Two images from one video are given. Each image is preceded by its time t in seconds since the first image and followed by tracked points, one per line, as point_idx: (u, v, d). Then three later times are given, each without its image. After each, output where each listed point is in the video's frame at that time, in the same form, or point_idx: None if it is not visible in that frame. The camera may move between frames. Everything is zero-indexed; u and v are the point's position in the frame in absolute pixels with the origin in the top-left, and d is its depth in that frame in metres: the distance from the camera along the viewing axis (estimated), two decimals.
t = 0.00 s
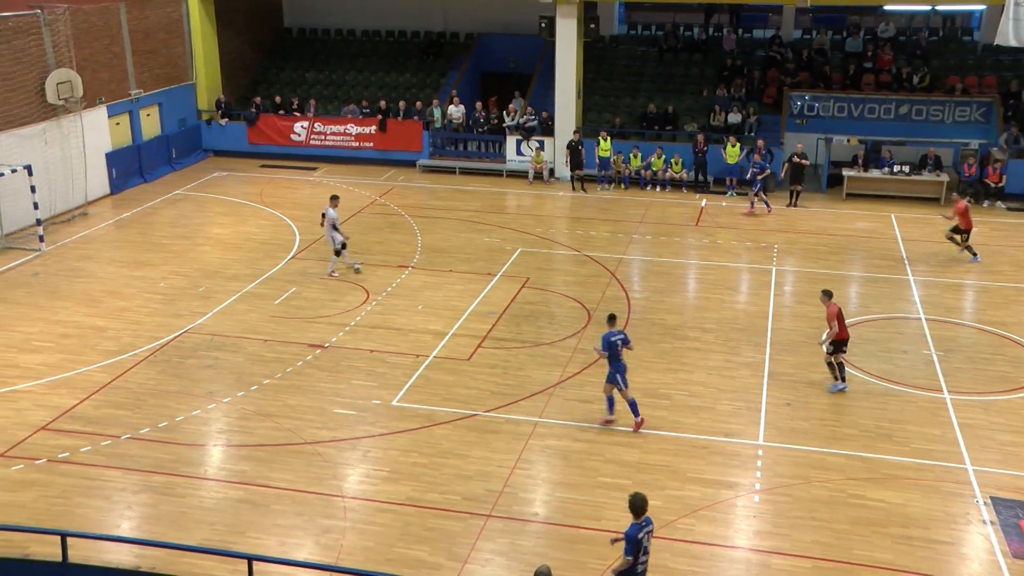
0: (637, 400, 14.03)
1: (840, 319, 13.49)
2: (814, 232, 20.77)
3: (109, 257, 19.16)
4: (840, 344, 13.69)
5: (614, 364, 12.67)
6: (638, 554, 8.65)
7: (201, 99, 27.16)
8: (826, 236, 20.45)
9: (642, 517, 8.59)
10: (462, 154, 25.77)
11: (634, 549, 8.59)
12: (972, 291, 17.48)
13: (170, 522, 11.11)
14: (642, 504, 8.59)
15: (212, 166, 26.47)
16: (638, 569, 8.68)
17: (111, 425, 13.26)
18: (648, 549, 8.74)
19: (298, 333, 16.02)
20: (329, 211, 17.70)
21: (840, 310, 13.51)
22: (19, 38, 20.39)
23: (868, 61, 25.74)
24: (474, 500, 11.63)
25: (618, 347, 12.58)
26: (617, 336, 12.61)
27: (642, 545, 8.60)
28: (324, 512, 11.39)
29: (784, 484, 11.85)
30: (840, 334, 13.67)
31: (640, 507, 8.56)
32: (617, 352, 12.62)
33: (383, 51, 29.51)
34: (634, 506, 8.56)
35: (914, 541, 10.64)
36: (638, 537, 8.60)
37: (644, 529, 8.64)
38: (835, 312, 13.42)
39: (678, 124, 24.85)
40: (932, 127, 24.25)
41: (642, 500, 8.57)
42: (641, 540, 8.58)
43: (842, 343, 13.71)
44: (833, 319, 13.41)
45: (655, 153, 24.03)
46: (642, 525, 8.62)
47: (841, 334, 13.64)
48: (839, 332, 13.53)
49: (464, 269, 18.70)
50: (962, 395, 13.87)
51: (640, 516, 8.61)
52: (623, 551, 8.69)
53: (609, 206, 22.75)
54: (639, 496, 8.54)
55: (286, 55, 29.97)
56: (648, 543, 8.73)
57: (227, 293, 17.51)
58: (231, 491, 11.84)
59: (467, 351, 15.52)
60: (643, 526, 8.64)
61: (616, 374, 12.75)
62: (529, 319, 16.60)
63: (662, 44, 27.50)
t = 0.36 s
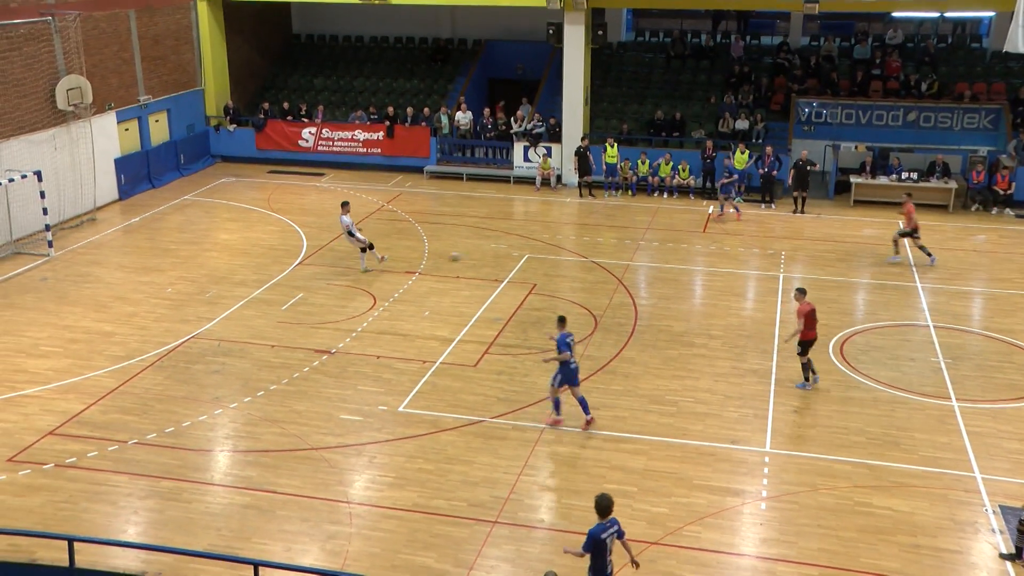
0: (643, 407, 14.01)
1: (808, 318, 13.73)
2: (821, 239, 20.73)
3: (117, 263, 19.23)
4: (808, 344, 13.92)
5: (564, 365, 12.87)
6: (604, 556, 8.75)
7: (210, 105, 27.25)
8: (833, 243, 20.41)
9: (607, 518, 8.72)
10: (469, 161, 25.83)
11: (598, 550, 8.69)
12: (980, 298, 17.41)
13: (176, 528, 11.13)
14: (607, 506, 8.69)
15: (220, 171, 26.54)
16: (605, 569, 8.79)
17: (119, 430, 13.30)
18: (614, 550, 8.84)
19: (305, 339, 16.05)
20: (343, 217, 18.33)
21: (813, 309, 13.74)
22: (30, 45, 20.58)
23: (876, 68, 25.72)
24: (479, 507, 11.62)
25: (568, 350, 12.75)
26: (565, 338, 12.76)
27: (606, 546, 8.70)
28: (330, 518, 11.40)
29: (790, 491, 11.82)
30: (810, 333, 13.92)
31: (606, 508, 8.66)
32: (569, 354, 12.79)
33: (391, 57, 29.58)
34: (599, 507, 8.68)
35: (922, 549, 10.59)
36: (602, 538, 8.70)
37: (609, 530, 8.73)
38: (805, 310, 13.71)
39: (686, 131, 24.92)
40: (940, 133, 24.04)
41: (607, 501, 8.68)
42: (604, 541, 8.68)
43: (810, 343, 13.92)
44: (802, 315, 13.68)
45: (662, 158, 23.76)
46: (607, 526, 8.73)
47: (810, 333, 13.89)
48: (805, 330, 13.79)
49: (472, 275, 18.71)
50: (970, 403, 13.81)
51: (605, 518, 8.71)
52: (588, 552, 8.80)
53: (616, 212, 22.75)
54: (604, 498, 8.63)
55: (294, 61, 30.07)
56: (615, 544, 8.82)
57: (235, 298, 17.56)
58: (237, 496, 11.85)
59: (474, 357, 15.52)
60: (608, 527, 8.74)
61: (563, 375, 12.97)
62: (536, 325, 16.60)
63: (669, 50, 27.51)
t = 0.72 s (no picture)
0: (643, 413, 13.99)
1: (773, 317, 14.16)
2: (821, 244, 20.73)
3: (117, 268, 19.23)
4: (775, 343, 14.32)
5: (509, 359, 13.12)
6: (565, 551, 8.72)
7: (210, 110, 27.27)
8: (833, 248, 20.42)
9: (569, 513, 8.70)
10: (469, 166, 25.92)
11: (560, 546, 8.65)
12: (980, 303, 17.42)
13: (176, 533, 11.12)
14: (570, 501, 8.68)
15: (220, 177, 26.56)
16: (566, 564, 8.77)
17: (118, 435, 13.28)
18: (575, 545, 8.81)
19: (305, 344, 16.04)
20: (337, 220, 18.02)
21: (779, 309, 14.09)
22: (31, 51, 20.59)
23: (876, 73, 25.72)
24: (479, 512, 11.61)
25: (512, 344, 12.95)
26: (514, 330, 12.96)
27: (568, 541, 8.67)
28: (330, 523, 11.38)
29: (791, 497, 11.80)
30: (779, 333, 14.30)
31: (568, 503, 8.64)
32: (511, 348, 12.99)
33: (392, 62, 29.60)
34: (561, 502, 8.66)
35: (923, 556, 10.57)
36: (563, 533, 8.65)
37: (570, 526, 8.70)
38: (770, 308, 14.10)
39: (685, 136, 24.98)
40: (939, 139, 24.29)
41: (570, 497, 8.66)
42: (566, 536, 8.64)
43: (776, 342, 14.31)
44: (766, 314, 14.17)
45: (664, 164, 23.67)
46: (568, 521, 8.69)
47: (778, 333, 14.29)
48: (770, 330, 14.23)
49: (472, 280, 18.72)
50: (971, 408, 13.79)
51: (567, 513, 8.67)
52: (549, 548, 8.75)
53: (616, 217, 22.77)
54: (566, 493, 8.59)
55: (294, 66, 30.07)
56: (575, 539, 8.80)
57: (235, 304, 17.54)
58: (237, 502, 11.84)
59: (474, 363, 15.51)
60: (570, 522, 8.70)
61: (508, 368, 13.23)
62: (536, 330, 16.60)
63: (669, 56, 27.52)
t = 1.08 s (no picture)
0: (643, 416, 13.99)
1: (734, 314, 14.31)
2: (821, 247, 20.75)
3: (118, 271, 19.23)
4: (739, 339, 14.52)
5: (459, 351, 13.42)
6: (524, 550, 8.72)
7: (210, 113, 27.27)
8: (833, 251, 20.42)
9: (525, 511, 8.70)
10: (469, 169, 25.86)
11: (519, 545, 8.65)
12: (980, 306, 17.42)
13: (175, 536, 11.10)
14: (525, 499, 8.71)
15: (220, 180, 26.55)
16: (525, 563, 8.78)
17: (118, 438, 13.28)
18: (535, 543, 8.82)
19: (305, 347, 16.04)
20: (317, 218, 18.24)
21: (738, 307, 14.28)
22: (31, 54, 20.60)
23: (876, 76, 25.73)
24: (479, 515, 11.60)
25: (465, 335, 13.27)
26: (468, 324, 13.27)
27: (526, 539, 8.68)
28: (330, 526, 11.37)
29: (791, 500, 11.80)
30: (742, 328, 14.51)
31: (524, 501, 8.67)
32: (464, 340, 13.33)
33: (392, 65, 29.61)
34: (516, 502, 8.65)
35: (923, 558, 10.56)
36: (521, 533, 8.66)
37: (528, 524, 8.71)
38: (731, 307, 14.27)
39: (685, 139, 24.97)
40: (938, 142, 24.26)
41: (525, 497, 8.69)
42: (523, 535, 8.65)
43: (740, 338, 14.50)
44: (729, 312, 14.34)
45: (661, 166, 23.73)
46: (524, 520, 8.71)
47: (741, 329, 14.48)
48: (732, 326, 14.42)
49: (472, 283, 18.73)
50: (971, 412, 13.79)
51: (523, 512, 8.69)
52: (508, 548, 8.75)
53: (617, 220, 22.79)
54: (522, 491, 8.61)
55: (294, 69, 30.09)
56: (534, 537, 8.81)
57: (235, 307, 17.54)
58: (236, 505, 11.83)
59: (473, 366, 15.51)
60: (527, 521, 8.71)
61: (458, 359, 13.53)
62: (536, 333, 16.61)
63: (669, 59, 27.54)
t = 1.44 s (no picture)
0: (652, 416, 13.99)
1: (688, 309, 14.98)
2: (829, 248, 20.74)
3: (127, 270, 19.28)
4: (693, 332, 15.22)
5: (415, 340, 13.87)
6: (488, 543, 8.94)
7: (218, 113, 27.31)
8: (841, 252, 20.41)
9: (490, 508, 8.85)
10: (478, 168, 25.86)
11: (480, 538, 8.87)
12: (990, 308, 17.38)
13: (185, 535, 11.13)
14: (490, 495, 8.84)
15: (228, 179, 26.59)
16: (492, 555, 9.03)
17: (128, 437, 13.32)
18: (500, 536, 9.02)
19: (314, 347, 16.06)
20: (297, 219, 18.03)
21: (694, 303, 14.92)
22: (43, 55, 20.64)
23: (886, 77, 25.70)
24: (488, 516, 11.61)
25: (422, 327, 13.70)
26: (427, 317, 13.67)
27: (488, 533, 8.89)
28: (339, 526, 11.39)
29: (801, 501, 11.79)
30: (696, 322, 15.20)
31: (488, 499, 8.80)
32: (420, 329, 13.77)
33: (401, 65, 29.63)
34: (482, 496, 8.84)
35: (933, 561, 10.55)
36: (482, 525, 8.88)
37: (491, 518, 8.89)
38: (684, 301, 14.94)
39: (694, 140, 24.93)
40: (949, 143, 24.04)
41: (489, 494, 8.80)
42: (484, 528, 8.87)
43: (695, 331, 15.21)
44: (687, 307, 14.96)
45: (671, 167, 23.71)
46: (489, 515, 8.88)
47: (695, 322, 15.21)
48: (686, 319, 15.17)
49: (480, 283, 18.75)
50: (982, 414, 13.75)
51: (487, 507, 8.85)
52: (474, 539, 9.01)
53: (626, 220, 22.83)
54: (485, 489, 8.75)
55: (303, 69, 30.14)
56: (499, 531, 8.97)
57: (244, 306, 17.57)
58: (246, 504, 11.85)
59: (482, 366, 15.52)
60: (490, 516, 8.89)
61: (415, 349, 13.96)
62: (545, 333, 16.61)
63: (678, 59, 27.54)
